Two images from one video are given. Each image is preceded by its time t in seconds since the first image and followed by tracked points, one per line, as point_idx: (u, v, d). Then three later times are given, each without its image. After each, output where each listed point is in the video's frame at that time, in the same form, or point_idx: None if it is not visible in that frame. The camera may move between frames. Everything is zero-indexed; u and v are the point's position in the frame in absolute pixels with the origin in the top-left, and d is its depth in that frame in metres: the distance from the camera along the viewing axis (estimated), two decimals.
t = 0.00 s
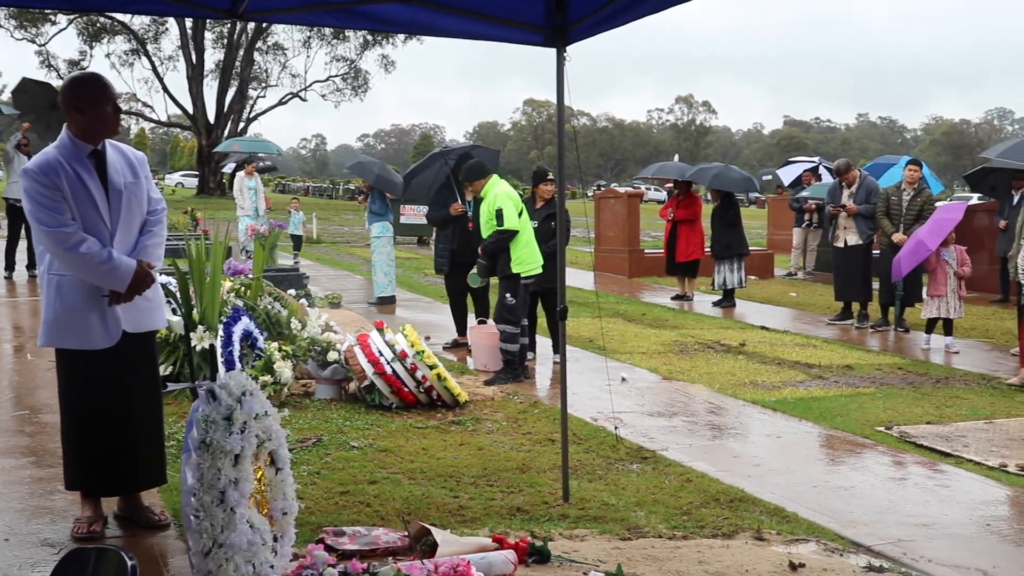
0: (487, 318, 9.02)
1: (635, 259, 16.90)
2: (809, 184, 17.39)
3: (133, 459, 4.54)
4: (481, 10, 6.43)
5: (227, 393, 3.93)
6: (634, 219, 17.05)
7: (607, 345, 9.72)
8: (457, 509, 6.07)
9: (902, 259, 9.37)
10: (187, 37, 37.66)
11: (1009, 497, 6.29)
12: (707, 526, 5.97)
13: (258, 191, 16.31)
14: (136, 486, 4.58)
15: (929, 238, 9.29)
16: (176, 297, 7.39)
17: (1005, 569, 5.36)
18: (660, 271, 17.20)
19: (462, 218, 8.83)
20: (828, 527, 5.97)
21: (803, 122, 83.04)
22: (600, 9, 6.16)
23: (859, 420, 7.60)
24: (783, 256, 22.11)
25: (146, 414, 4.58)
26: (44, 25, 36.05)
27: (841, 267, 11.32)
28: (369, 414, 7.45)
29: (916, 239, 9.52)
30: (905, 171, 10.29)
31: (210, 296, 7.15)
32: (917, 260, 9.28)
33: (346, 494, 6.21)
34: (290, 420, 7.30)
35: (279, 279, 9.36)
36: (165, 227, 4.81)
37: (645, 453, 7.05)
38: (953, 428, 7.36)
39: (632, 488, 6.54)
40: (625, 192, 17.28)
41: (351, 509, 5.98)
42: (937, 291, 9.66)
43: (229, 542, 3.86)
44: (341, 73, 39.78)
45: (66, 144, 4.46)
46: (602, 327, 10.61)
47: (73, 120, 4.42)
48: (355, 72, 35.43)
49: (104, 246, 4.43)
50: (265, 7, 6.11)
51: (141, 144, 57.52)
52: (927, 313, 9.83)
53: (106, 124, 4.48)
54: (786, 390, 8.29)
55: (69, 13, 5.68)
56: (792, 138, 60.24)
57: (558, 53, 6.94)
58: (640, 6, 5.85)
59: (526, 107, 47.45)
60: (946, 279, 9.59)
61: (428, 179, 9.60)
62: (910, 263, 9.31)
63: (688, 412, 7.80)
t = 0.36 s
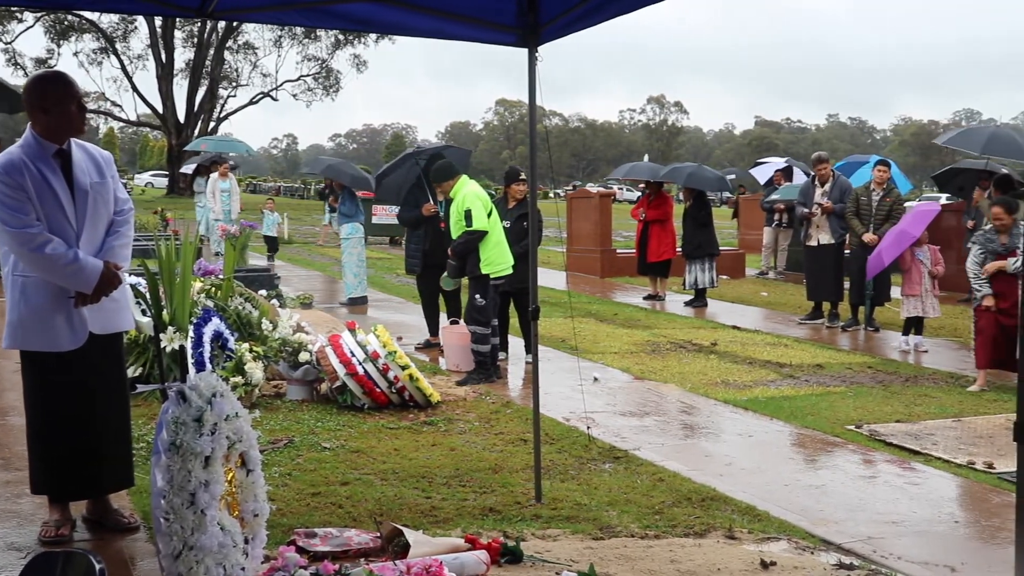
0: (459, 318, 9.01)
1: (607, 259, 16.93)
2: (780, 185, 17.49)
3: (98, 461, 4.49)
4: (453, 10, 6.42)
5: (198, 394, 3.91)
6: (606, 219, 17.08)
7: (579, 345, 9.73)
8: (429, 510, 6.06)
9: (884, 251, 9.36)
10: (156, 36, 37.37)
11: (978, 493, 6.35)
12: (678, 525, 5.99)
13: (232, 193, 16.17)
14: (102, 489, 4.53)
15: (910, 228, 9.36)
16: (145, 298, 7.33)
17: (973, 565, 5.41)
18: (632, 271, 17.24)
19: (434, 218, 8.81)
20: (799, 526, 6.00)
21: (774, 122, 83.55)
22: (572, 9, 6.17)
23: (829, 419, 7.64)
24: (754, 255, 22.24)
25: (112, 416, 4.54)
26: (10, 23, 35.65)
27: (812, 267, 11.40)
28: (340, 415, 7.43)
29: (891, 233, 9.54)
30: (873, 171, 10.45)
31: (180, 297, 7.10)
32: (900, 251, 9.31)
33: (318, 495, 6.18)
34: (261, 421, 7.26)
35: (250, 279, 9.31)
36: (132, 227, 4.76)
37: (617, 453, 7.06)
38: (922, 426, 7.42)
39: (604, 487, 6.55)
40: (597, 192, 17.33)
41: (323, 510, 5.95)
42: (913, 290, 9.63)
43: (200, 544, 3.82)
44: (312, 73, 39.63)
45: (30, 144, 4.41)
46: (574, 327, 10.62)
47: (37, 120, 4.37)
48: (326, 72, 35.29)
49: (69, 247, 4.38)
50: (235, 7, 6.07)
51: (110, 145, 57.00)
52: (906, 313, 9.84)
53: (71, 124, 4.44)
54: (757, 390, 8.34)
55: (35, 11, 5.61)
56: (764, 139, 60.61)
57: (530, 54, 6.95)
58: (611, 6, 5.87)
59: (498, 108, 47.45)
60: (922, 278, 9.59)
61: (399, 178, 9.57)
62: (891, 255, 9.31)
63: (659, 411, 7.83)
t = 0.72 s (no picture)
0: (424, 317, 9.00)
1: (573, 260, 16.97)
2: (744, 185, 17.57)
3: (62, 465, 4.46)
4: (418, 10, 6.41)
5: (161, 396, 3.83)
6: (571, 219, 17.11)
7: (545, 345, 9.74)
8: (395, 511, 6.04)
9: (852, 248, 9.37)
10: (118, 34, 36.99)
11: (939, 490, 6.42)
12: (644, 524, 6.00)
13: (198, 193, 16.08)
14: (64, 492, 4.50)
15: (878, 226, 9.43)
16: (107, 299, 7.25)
17: (934, 562, 5.47)
18: (599, 271, 17.28)
19: (400, 219, 8.79)
20: (763, 524, 6.04)
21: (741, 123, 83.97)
22: (536, 10, 6.18)
23: (793, 418, 7.69)
24: (719, 256, 22.37)
25: (76, 419, 4.51)
26: None
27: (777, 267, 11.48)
28: (304, 415, 7.40)
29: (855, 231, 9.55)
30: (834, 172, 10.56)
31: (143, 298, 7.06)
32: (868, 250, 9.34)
33: (283, 497, 6.15)
34: (224, 423, 7.21)
35: (214, 280, 9.25)
36: (95, 227, 4.70)
37: (582, 452, 7.07)
38: (884, 424, 7.49)
39: (570, 487, 6.56)
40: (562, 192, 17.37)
41: (287, 512, 5.92)
42: (874, 290, 9.73)
43: (163, 547, 3.79)
44: (277, 73, 39.41)
45: None
46: (540, 327, 10.63)
47: None
48: (291, 71, 35.10)
49: (30, 247, 4.32)
50: (197, 5, 6.03)
51: (71, 144, 56.34)
52: (863, 313, 9.94)
53: (29, 121, 4.39)
54: (722, 389, 8.38)
55: None
56: (730, 139, 60.97)
57: (496, 53, 6.95)
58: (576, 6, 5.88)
59: (464, 108, 47.41)
60: (883, 279, 9.70)
61: (364, 179, 9.51)
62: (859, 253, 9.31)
63: (625, 411, 7.85)
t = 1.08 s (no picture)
0: (379, 317, 8.96)
1: (528, 259, 17.00)
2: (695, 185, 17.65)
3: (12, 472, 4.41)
4: (372, 11, 6.39)
5: (112, 398, 3.82)
6: (527, 219, 17.11)
7: (500, 344, 9.74)
8: (350, 512, 6.01)
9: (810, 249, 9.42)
10: (68, 32, 36.47)
11: (889, 486, 6.50)
12: (600, 523, 6.02)
13: (154, 191, 16.02)
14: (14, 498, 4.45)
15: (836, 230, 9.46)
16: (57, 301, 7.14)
17: (885, 558, 5.53)
18: (555, 271, 17.31)
19: (355, 218, 8.83)
20: (718, 521, 6.07)
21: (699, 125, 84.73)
22: (489, 9, 6.18)
23: (748, 416, 7.75)
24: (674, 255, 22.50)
25: (26, 424, 4.45)
26: None
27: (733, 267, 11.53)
28: (258, 417, 7.35)
29: (810, 232, 9.60)
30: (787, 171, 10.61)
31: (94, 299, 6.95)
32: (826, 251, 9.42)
33: (237, 499, 6.10)
34: (177, 425, 7.15)
35: (166, 281, 9.17)
36: (47, 228, 4.63)
37: (538, 452, 7.07)
38: (836, 422, 7.57)
39: (526, 487, 6.56)
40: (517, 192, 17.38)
41: (241, 514, 5.87)
42: (824, 290, 9.84)
43: (114, 550, 3.73)
44: (231, 72, 39.07)
45: None
46: (495, 327, 10.62)
47: None
48: (245, 70, 34.82)
49: None
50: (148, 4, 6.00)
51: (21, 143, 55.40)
52: (812, 312, 10.08)
53: None
54: (677, 388, 8.42)
55: None
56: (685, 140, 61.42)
57: (450, 53, 6.95)
58: (529, 6, 5.88)
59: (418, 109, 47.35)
60: (834, 280, 9.83)
61: (319, 178, 9.39)
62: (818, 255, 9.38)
63: (581, 410, 7.87)
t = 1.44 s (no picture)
0: (337, 317, 8.92)
1: (488, 259, 16.99)
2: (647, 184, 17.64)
3: None
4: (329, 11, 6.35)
5: (65, 400, 3.72)
6: (486, 219, 17.08)
7: (459, 344, 9.73)
8: (309, 514, 5.98)
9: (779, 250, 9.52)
10: (20, 29, 35.93)
11: (846, 483, 6.56)
12: (559, 522, 6.03)
13: (108, 193, 15.79)
14: None
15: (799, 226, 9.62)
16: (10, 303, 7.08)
17: (842, 554, 5.58)
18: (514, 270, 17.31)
19: (314, 217, 8.83)
20: (676, 520, 6.10)
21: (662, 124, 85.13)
22: (446, 10, 6.15)
23: (706, 415, 7.79)
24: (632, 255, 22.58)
25: None
26: None
27: (693, 267, 11.56)
28: (215, 418, 7.30)
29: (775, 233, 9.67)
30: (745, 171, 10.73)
31: (47, 299, 6.89)
32: (794, 252, 9.55)
33: (194, 501, 6.05)
34: (133, 427, 7.08)
35: (122, 282, 9.09)
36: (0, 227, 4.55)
37: (497, 452, 7.08)
38: (794, 420, 7.62)
39: (485, 486, 6.56)
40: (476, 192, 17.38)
41: (199, 516, 5.82)
42: (784, 290, 9.92)
43: (69, 554, 3.59)
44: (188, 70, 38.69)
45: None
46: (454, 327, 10.60)
47: None
48: (201, 69, 34.49)
49: None
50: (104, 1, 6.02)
51: None
52: (770, 312, 10.14)
53: None
54: (636, 387, 8.45)
55: None
56: (644, 139, 61.72)
57: (410, 52, 6.93)
58: (485, 7, 5.86)
59: (378, 108, 47.17)
60: (793, 280, 9.92)
61: (278, 177, 9.37)
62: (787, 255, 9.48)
63: (540, 410, 7.87)
